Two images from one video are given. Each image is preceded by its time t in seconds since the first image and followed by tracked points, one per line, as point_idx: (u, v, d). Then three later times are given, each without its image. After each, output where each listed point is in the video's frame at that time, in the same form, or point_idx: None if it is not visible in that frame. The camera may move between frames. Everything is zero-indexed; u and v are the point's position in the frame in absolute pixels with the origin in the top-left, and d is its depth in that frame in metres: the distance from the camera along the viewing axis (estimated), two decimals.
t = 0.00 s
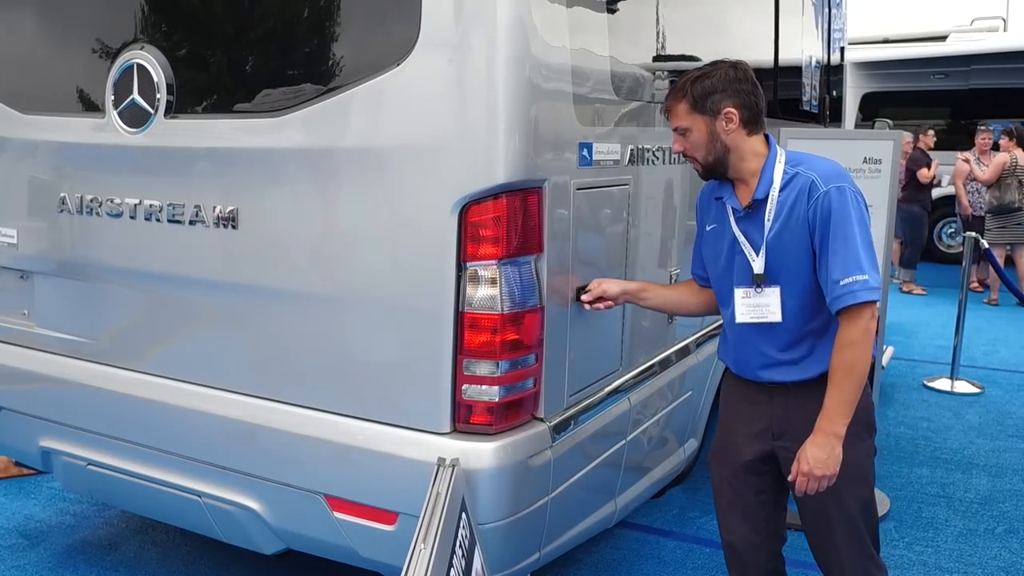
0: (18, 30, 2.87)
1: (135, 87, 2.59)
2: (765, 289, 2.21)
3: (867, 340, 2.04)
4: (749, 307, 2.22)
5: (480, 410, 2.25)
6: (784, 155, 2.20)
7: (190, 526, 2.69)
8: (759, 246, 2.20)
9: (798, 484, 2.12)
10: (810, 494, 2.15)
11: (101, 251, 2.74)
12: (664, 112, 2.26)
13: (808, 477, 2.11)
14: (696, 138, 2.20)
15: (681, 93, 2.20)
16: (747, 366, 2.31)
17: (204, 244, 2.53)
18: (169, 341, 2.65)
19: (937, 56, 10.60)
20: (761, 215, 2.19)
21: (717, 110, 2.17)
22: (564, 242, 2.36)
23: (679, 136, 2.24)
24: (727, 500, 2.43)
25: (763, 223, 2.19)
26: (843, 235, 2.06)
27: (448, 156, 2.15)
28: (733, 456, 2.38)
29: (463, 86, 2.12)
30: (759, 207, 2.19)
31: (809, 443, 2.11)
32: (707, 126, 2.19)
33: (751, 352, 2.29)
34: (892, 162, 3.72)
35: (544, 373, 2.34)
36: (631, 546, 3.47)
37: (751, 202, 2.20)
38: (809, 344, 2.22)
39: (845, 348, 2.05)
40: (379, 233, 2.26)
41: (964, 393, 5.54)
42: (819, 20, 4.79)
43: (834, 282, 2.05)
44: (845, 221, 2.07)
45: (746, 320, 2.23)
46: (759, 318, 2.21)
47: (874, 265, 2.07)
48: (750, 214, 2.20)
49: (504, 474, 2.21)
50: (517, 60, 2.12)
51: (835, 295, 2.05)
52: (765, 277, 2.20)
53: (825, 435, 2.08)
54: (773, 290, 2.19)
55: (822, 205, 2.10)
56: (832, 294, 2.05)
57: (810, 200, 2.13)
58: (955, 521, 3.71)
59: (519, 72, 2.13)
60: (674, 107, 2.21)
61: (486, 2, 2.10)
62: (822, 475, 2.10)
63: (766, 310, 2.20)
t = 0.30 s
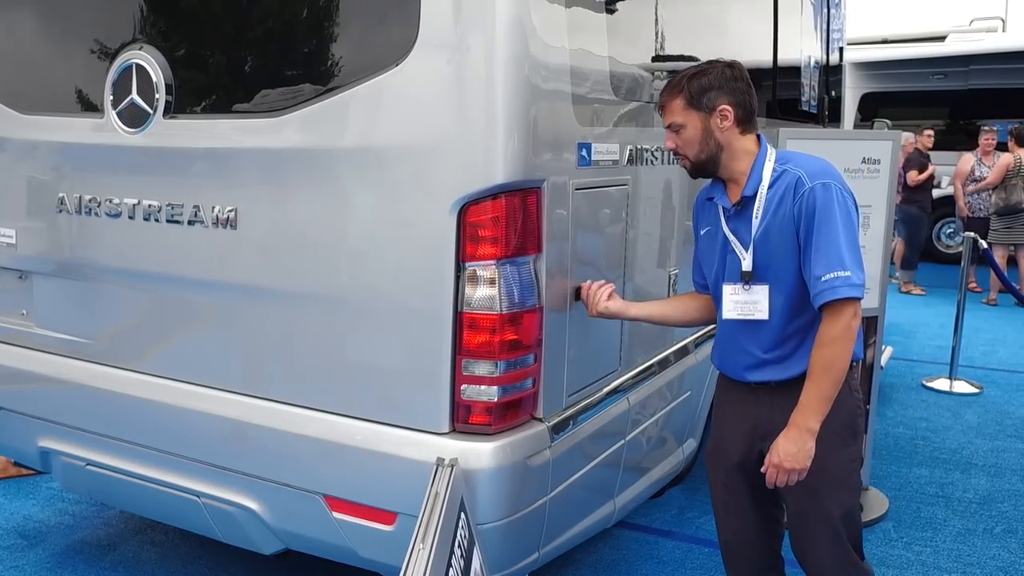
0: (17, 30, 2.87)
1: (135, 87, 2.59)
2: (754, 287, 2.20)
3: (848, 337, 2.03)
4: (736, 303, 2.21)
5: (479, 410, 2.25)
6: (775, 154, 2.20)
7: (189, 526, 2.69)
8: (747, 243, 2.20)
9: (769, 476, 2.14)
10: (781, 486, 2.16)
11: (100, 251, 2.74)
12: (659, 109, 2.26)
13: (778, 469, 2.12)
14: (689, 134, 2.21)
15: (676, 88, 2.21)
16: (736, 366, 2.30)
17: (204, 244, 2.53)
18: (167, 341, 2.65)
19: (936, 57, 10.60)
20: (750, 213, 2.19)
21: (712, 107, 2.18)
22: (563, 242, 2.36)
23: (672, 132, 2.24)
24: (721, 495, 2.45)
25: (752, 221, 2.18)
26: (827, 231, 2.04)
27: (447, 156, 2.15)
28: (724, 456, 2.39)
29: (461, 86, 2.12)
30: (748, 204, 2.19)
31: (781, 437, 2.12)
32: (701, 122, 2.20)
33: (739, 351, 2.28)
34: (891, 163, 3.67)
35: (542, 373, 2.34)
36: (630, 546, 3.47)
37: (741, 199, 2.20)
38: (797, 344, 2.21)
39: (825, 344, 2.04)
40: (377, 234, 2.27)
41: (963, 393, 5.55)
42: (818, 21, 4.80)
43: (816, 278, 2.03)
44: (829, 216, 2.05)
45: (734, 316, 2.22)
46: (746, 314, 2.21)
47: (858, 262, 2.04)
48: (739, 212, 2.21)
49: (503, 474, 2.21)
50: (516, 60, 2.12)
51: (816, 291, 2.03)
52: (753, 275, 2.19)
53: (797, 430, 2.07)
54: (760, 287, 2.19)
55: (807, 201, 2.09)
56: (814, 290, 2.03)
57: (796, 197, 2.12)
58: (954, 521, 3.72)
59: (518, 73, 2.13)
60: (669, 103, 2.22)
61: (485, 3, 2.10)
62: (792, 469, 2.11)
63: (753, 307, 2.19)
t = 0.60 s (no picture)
0: (16, 29, 2.87)
1: (134, 87, 2.59)
2: (744, 287, 2.20)
3: (850, 330, 2.02)
4: (729, 304, 2.21)
5: (479, 410, 2.25)
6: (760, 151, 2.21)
7: (189, 526, 2.69)
8: (736, 243, 2.19)
9: (771, 474, 2.12)
10: (784, 485, 2.14)
11: (99, 251, 2.74)
12: (648, 105, 2.22)
13: (780, 468, 2.10)
14: (685, 131, 2.18)
15: (671, 84, 2.18)
16: (731, 368, 2.29)
17: (203, 244, 2.53)
18: (167, 341, 2.65)
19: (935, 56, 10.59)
20: (737, 212, 2.18)
21: (708, 104, 2.18)
22: (563, 242, 2.37)
23: (663, 129, 2.20)
24: (720, 494, 2.44)
25: (739, 220, 2.18)
26: (819, 225, 2.05)
27: (446, 156, 2.15)
28: (726, 458, 2.39)
29: (460, 87, 2.12)
30: (735, 203, 2.18)
31: (784, 433, 2.10)
32: (697, 119, 2.18)
33: (735, 352, 2.27)
34: (889, 163, 3.68)
35: (540, 372, 2.34)
36: (629, 545, 3.47)
37: (727, 198, 2.19)
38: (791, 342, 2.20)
39: (828, 336, 2.03)
40: (376, 234, 2.27)
41: (962, 393, 5.55)
42: (817, 21, 4.80)
43: (811, 272, 2.03)
44: (820, 210, 2.05)
45: (727, 318, 2.22)
46: (739, 315, 2.20)
47: (852, 254, 2.05)
48: (726, 211, 2.20)
49: (502, 474, 2.20)
50: (515, 60, 2.12)
51: (811, 286, 2.03)
52: (742, 274, 2.19)
53: (800, 425, 2.06)
54: (751, 287, 2.18)
55: (797, 196, 2.09)
56: (809, 285, 2.03)
57: (785, 193, 2.12)
58: (952, 520, 3.72)
59: (517, 73, 2.13)
60: (662, 99, 2.18)
61: (484, 3, 2.10)
62: (795, 467, 2.09)
63: (745, 307, 2.20)
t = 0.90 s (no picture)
0: (15, 29, 2.87)
1: (133, 87, 2.59)
2: (732, 297, 2.19)
3: (844, 354, 1.98)
4: (716, 313, 2.20)
5: (478, 409, 2.25)
6: (759, 157, 2.16)
7: (189, 525, 2.69)
8: (726, 252, 2.18)
9: (792, 514, 2.07)
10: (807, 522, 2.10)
11: (99, 251, 2.74)
12: (658, 98, 2.16)
13: (800, 507, 2.05)
14: (695, 129, 2.13)
15: (687, 79, 2.11)
16: (720, 374, 2.31)
17: (202, 244, 2.54)
18: (166, 340, 2.65)
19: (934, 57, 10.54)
20: (728, 221, 2.16)
21: (721, 104, 2.13)
22: (561, 241, 2.37)
23: (671, 126, 2.14)
24: (712, 499, 2.45)
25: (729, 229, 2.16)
26: (805, 245, 2.00)
27: (445, 155, 2.15)
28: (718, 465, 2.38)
29: (459, 87, 2.12)
30: (726, 212, 2.16)
31: (797, 472, 2.05)
32: (709, 119, 2.13)
33: (724, 361, 2.27)
34: (888, 163, 3.67)
35: (539, 371, 2.35)
36: (628, 545, 3.47)
37: (719, 206, 2.17)
38: (776, 358, 2.18)
39: (826, 365, 1.98)
40: (376, 233, 2.27)
41: (961, 393, 5.55)
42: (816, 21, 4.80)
43: (792, 296, 2.00)
44: (808, 229, 2.00)
45: (713, 327, 2.21)
46: (724, 326, 2.20)
47: (840, 277, 1.99)
48: (718, 219, 2.18)
49: (500, 473, 2.21)
50: (514, 60, 2.13)
51: (792, 310, 2.00)
52: (730, 286, 2.17)
53: (811, 462, 2.01)
54: (739, 298, 2.17)
55: (786, 213, 2.04)
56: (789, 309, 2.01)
57: (775, 207, 2.07)
58: (951, 519, 3.73)
59: (516, 73, 2.13)
60: (675, 94, 2.12)
61: (482, 3, 2.10)
62: (814, 503, 2.04)
63: (729, 318, 2.19)
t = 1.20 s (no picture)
0: (18, 29, 2.88)
1: (135, 87, 2.60)
2: (736, 304, 2.07)
3: (841, 380, 1.89)
4: (720, 323, 2.08)
5: (479, 407, 2.26)
6: (776, 158, 2.05)
7: (192, 524, 2.70)
8: (732, 256, 2.07)
9: (744, 527, 1.96)
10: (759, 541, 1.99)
11: (101, 250, 2.75)
12: (672, 85, 2.06)
13: (754, 522, 1.95)
14: (706, 121, 2.03)
15: (703, 68, 2.01)
16: (717, 384, 2.20)
17: (204, 243, 2.55)
18: (168, 339, 2.66)
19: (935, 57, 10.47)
20: (736, 223, 2.05)
21: (738, 97, 2.02)
22: (561, 241, 2.38)
23: (682, 114, 2.04)
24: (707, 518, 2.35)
25: (737, 232, 2.05)
26: (817, 258, 1.89)
27: (447, 155, 2.17)
28: (710, 483, 2.29)
29: (461, 87, 2.13)
30: (735, 213, 2.05)
31: (762, 486, 1.95)
32: (722, 112, 2.02)
33: (721, 368, 2.18)
34: (888, 162, 3.68)
35: (541, 369, 2.36)
36: (629, 544, 3.48)
37: (728, 206, 2.06)
38: (776, 373, 2.08)
39: (817, 387, 1.90)
40: (378, 233, 2.28)
41: (960, 392, 5.56)
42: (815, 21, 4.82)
43: (800, 311, 1.90)
44: (821, 242, 1.89)
45: (717, 337, 2.09)
46: (729, 335, 2.07)
47: (852, 295, 1.89)
48: (726, 220, 2.07)
49: (501, 471, 2.22)
50: (515, 60, 2.14)
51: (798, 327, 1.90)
52: (735, 291, 2.06)
53: (780, 479, 1.91)
54: (744, 306, 2.05)
55: (799, 222, 1.93)
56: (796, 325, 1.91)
57: (786, 215, 1.96)
58: (950, 518, 3.74)
59: (518, 73, 2.14)
60: (689, 82, 2.02)
61: (483, 3, 2.11)
62: (771, 522, 1.94)
63: (737, 328, 2.06)
